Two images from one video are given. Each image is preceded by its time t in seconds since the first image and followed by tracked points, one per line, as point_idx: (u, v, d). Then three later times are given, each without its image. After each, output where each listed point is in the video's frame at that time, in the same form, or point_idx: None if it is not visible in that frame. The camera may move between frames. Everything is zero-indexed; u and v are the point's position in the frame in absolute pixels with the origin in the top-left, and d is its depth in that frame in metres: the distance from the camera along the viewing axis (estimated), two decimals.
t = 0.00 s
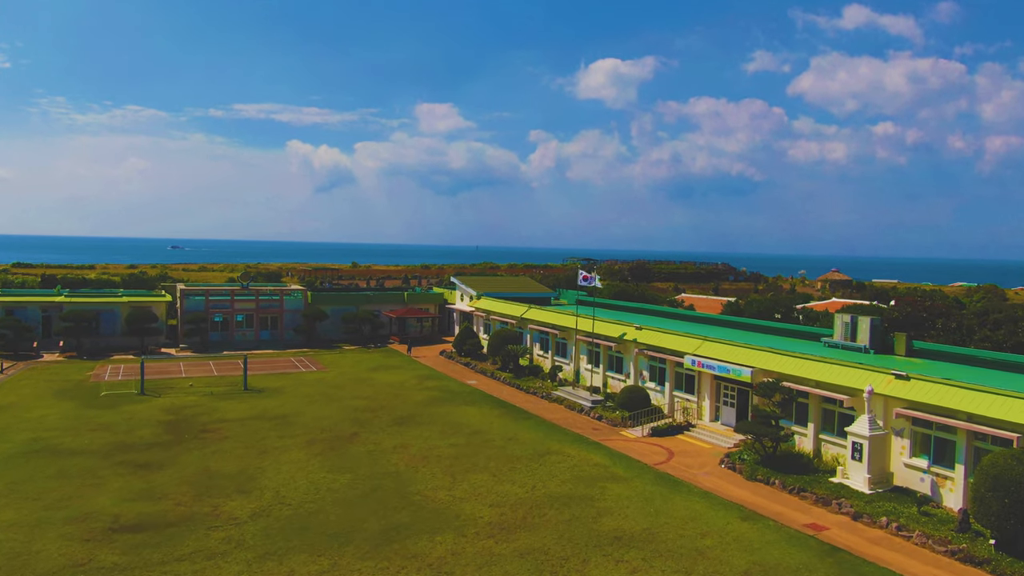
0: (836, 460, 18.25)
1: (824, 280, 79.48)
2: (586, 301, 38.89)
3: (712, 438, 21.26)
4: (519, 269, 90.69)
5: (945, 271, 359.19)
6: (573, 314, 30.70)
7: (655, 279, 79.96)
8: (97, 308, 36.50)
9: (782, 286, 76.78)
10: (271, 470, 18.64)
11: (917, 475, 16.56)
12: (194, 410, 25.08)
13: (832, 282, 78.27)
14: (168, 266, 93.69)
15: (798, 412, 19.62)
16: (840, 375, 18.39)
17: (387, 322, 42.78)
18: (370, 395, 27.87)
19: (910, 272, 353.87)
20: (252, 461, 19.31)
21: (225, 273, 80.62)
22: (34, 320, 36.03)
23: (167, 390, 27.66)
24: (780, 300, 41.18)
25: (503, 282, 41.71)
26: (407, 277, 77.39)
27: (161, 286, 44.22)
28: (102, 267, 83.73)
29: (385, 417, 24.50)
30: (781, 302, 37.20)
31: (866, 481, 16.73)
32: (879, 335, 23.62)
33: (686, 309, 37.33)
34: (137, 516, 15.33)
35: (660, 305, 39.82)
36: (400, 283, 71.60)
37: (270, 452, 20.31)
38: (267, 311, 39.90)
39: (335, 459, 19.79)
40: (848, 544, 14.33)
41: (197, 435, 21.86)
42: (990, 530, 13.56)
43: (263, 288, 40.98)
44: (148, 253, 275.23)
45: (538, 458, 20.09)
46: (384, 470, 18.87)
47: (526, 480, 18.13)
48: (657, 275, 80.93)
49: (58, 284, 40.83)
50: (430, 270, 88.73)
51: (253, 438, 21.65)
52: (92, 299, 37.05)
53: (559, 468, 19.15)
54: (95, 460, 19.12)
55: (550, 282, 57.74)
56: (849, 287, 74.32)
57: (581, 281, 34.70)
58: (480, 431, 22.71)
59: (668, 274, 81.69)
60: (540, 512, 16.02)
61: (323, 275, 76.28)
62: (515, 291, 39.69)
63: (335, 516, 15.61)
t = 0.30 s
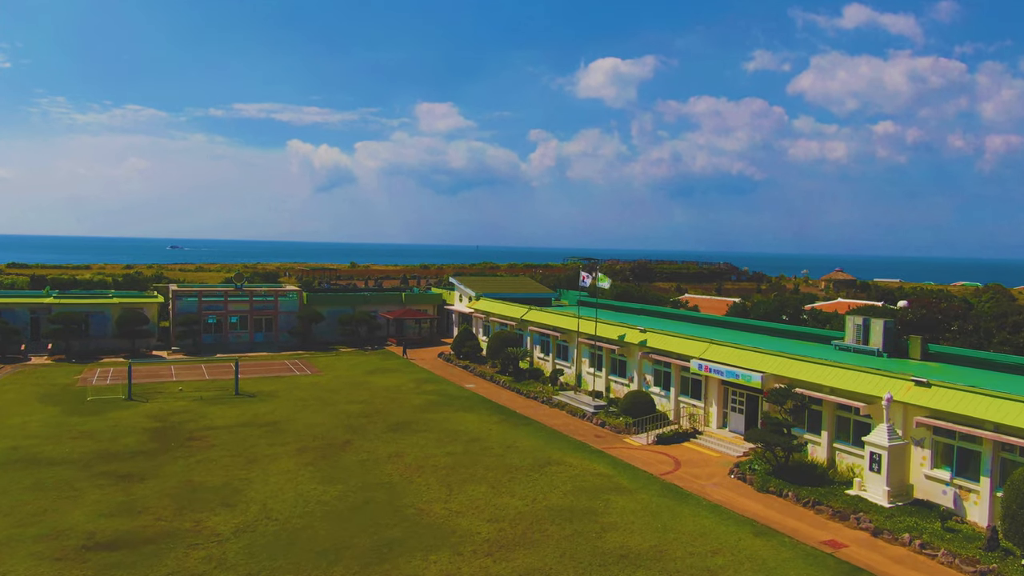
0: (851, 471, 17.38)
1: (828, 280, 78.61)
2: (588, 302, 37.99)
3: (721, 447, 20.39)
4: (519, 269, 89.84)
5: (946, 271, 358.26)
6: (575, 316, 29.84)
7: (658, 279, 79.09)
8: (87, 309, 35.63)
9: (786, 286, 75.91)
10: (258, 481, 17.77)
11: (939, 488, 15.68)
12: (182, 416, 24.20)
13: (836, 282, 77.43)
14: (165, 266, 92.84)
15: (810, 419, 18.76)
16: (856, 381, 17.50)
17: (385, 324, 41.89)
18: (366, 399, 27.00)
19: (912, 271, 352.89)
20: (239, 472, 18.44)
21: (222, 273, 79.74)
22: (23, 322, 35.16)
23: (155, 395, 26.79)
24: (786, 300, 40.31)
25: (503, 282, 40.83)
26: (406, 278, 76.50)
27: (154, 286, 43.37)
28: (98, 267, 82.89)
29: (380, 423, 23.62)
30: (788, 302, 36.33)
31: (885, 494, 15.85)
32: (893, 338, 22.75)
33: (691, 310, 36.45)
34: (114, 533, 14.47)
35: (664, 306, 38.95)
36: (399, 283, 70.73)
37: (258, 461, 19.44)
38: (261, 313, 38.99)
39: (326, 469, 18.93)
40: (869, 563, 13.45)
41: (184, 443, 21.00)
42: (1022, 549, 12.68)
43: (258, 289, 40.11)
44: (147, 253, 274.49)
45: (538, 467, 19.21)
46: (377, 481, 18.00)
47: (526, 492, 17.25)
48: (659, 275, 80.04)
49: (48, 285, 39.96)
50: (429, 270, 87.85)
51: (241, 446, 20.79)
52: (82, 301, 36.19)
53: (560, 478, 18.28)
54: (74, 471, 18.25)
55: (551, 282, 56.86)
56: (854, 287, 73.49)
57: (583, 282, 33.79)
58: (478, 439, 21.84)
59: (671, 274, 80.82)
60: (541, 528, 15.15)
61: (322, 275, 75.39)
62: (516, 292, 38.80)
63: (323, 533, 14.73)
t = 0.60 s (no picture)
0: (867, 484, 16.50)
1: (830, 280, 77.89)
2: (588, 303, 37.12)
3: (728, 457, 19.52)
4: (519, 269, 89.06)
5: (947, 270, 357.49)
6: (575, 319, 28.97)
7: (659, 279, 78.23)
8: (74, 312, 34.73)
9: (788, 287, 75.05)
10: (243, 495, 16.89)
11: (962, 503, 14.77)
12: (168, 424, 23.32)
13: (839, 282, 76.59)
14: (161, 266, 91.87)
15: (822, 429, 17.89)
16: (872, 390, 16.60)
17: (381, 326, 40.99)
18: (359, 406, 26.11)
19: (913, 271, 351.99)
20: (223, 485, 17.55)
21: (218, 274, 78.79)
22: (9, 325, 34.26)
23: (141, 401, 25.90)
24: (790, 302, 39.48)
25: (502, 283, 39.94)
26: (404, 278, 75.58)
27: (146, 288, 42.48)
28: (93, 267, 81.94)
29: (373, 432, 22.73)
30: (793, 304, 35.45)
31: (904, 510, 14.96)
32: (906, 343, 21.92)
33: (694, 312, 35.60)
34: (85, 554, 13.58)
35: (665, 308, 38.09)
36: (397, 284, 69.94)
37: (244, 473, 18.56)
38: (254, 315, 38.02)
39: (315, 481, 18.05)
40: None
41: (167, 454, 20.12)
42: None
43: (251, 291, 39.15)
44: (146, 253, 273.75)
45: (537, 479, 18.32)
46: (368, 495, 17.11)
47: (524, 507, 16.36)
48: (660, 275, 79.24)
49: (36, 287, 39.05)
50: (428, 271, 86.98)
51: (228, 456, 19.91)
52: (70, 303, 35.28)
53: (561, 491, 17.39)
54: (50, 484, 17.36)
55: (551, 283, 55.98)
56: (857, 287, 72.64)
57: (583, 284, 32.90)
58: (475, 449, 20.96)
59: (672, 274, 79.97)
60: (540, 547, 14.26)
61: (319, 276, 74.45)
62: (515, 293, 37.92)
63: (308, 553, 13.84)
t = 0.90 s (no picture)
0: (885, 500, 15.64)
1: (833, 281, 77.02)
2: (589, 306, 36.26)
3: (736, 469, 18.66)
4: (518, 270, 88.17)
5: (948, 270, 356.80)
6: (576, 323, 28.09)
7: (660, 280, 77.38)
8: (61, 315, 33.82)
9: (791, 288, 74.21)
10: (225, 512, 15.99)
11: (988, 522, 13.88)
12: (152, 433, 22.42)
13: (842, 283, 75.73)
14: (156, 267, 90.90)
15: (836, 441, 17.03)
16: (890, 400, 15.71)
17: (377, 329, 40.11)
18: (352, 413, 25.23)
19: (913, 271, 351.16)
20: (205, 501, 16.65)
21: (213, 275, 77.80)
22: None
23: (126, 409, 24.99)
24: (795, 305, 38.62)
25: (500, 285, 39.04)
26: (401, 280, 74.65)
27: (136, 291, 41.56)
28: (87, 269, 80.94)
29: (366, 442, 21.83)
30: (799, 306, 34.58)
31: (926, 529, 14.08)
32: (921, 350, 21.17)
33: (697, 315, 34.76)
34: None
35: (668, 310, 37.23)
36: (394, 287, 69.12)
37: (228, 487, 17.66)
38: (247, 318, 37.13)
39: (302, 495, 17.15)
40: None
41: (149, 466, 19.22)
42: None
43: (244, 293, 38.23)
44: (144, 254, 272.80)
45: (536, 494, 17.42)
46: (357, 512, 16.22)
47: (522, 525, 15.46)
48: (661, 275, 78.40)
49: (23, 289, 38.11)
50: (426, 272, 86.10)
51: (213, 468, 19.02)
52: (57, 306, 34.37)
53: (561, 507, 16.49)
54: (22, 500, 16.46)
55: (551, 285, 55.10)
56: (860, 288, 71.82)
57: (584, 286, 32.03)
58: (472, 461, 20.06)
59: (673, 274, 79.09)
60: (539, 570, 13.36)
61: (315, 277, 73.54)
62: (513, 295, 37.04)
63: None
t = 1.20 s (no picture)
0: (905, 521, 14.77)
1: (837, 284, 76.12)
2: (590, 309, 35.35)
3: (745, 484, 17.77)
4: (518, 272, 87.30)
5: (950, 271, 355.75)
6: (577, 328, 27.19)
7: (662, 282, 76.49)
8: (48, 320, 32.94)
9: (795, 290, 73.29)
10: (206, 532, 15.08)
11: (1019, 547, 12.97)
12: (136, 444, 21.52)
13: (846, 285, 74.83)
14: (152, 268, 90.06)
15: (851, 456, 16.15)
16: (911, 415, 14.80)
17: (373, 333, 39.20)
18: (345, 423, 24.32)
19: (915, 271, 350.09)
20: (186, 519, 15.76)
21: (210, 276, 77.13)
22: None
23: (110, 418, 24.07)
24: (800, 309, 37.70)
25: (499, 287, 38.11)
26: (400, 282, 73.76)
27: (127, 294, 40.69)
28: (82, 271, 80.08)
29: (358, 454, 20.94)
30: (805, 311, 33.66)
31: (952, 554, 13.17)
32: (936, 358, 20.33)
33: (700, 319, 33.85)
34: None
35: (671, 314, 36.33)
36: (392, 289, 68.29)
37: (211, 504, 16.76)
38: (239, 322, 36.20)
39: (288, 514, 16.25)
40: None
41: (129, 481, 18.31)
42: None
43: (237, 297, 37.31)
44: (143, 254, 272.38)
45: (535, 512, 16.50)
46: (345, 531, 15.31)
47: (519, 546, 14.56)
48: (663, 277, 77.53)
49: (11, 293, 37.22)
50: (425, 274, 85.16)
51: (196, 483, 18.12)
52: (44, 310, 33.50)
53: (562, 527, 15.58)
54: None
55: (551, 288, 54.23)
56: (865, 290, 70.93)
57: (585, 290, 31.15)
58: (467, 474, 19.17)
59: (675, 277, 78.19)
60: None
61: (313, 279, 72.71)
62: (513, 298, 36.13)
63: None
